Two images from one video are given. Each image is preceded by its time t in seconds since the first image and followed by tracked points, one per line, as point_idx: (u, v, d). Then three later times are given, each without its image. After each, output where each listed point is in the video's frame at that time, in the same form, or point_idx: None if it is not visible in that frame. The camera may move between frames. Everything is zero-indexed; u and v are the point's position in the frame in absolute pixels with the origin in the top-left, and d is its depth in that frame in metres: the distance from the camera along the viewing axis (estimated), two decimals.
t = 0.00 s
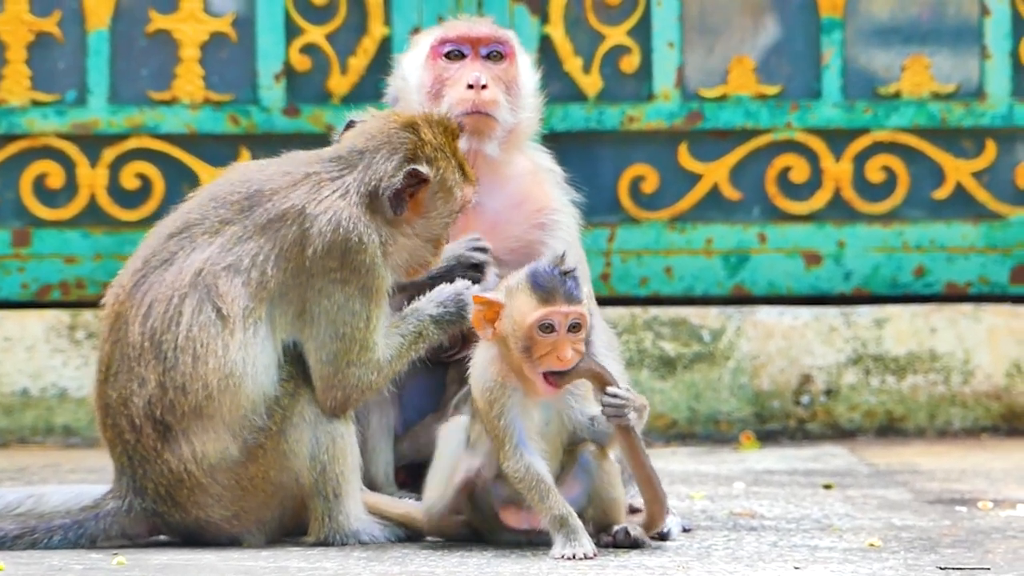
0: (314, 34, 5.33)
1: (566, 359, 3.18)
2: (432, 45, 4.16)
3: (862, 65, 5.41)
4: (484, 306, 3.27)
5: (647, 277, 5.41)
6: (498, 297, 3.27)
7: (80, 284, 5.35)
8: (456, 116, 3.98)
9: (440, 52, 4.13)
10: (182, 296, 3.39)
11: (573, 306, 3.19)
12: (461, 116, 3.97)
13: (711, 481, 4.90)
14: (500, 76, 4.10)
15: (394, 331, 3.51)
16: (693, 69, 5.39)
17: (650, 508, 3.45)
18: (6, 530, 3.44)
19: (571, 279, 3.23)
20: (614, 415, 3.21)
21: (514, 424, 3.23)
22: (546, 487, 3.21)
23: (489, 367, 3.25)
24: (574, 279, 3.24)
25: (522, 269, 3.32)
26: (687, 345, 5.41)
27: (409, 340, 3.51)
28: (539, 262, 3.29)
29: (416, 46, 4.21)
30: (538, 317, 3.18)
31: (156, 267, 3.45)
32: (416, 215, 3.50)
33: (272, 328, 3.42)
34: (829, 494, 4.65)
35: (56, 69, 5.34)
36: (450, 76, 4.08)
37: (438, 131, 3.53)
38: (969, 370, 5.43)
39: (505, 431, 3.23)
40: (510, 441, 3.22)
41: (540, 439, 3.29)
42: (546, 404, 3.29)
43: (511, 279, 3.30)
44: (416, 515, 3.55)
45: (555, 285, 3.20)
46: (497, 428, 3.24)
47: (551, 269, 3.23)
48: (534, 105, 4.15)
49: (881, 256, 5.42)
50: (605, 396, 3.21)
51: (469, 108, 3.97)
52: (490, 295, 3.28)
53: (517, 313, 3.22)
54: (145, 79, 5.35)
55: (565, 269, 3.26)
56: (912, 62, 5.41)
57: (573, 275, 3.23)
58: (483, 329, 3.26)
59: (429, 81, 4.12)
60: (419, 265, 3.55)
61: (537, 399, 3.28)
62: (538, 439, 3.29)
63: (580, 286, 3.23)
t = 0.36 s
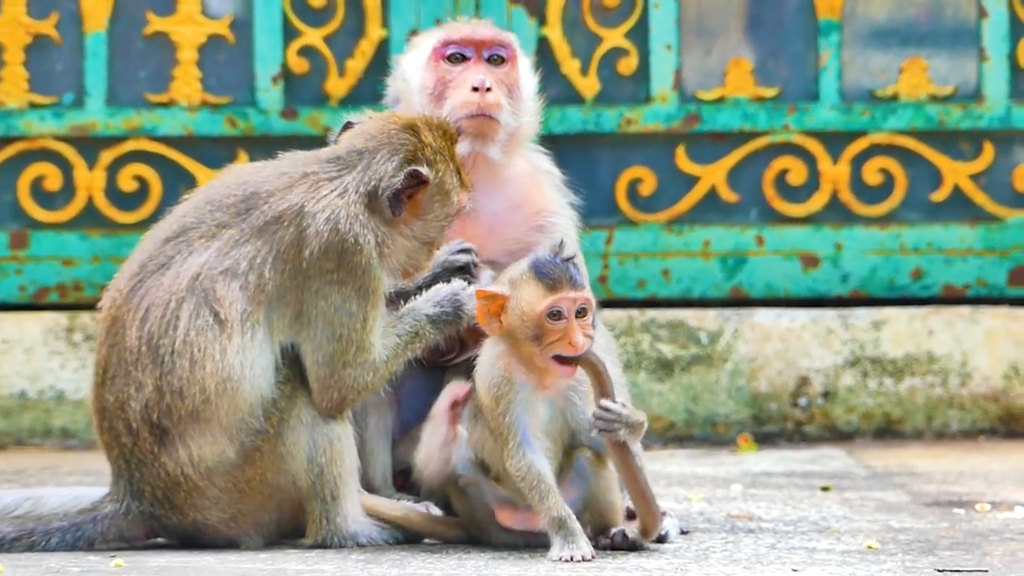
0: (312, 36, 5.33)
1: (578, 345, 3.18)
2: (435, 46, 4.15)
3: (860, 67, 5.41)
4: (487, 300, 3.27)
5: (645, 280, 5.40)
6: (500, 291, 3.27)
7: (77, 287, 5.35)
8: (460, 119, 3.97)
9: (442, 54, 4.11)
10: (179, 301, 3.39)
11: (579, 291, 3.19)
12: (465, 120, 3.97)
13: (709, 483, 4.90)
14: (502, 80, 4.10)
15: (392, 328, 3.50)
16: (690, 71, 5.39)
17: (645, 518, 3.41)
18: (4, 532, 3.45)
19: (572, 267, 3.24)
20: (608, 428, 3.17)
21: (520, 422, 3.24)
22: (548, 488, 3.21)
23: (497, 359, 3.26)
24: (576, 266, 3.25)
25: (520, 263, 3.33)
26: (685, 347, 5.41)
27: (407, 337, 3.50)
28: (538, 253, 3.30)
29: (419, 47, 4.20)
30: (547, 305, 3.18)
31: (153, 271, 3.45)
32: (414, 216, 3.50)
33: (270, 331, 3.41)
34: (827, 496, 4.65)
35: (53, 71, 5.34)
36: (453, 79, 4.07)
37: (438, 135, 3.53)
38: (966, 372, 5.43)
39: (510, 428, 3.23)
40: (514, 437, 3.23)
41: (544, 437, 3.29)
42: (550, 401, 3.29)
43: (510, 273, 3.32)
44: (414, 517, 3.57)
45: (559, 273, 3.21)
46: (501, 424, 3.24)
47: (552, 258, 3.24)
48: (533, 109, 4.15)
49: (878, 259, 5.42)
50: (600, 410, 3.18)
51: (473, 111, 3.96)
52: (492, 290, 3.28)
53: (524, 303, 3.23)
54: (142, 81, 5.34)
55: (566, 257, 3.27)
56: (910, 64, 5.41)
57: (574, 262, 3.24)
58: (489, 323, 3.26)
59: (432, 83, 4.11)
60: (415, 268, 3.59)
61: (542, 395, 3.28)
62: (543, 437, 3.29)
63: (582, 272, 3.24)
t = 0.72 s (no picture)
0: (309, 38, 5.33)
1: (585, 345, 3.17)
2: (428, 49, 4.14)
3: (857, 69, 5.41)
4: (507, 291, 3.33)
5: (642, 281, 5.40)
6: (521, 282, 3.32)
7: (74, 288, 5.35)
8: (453, 121, 3.99)
9: (435, 57, 4.11)
10: (177, 303, 3.39)
11: (590, 290, 3.18)
12: (457, 122, 3.98)
13: (706, 484, 4.90)
14: (496, 81, 4.10)
15: (389, 327, 3.50)
16: (687, 73, 5.39)
17: (637, 522, 3.44)
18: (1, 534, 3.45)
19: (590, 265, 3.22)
20: (598, 434, 3.19)
21: (532, 416, 3.24)
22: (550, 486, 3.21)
23: (516, 351, 3.25)
24: (595, 265, 3.22)
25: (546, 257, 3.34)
26: (682, 349, 5.41)
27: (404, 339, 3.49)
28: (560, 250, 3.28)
29: (413, 51, 4.20)
30: (555, 300, 3.18)
31: (151, 272, 3.45)
32: (413, 215, 3.50)
33: (268, 332, 3.41)
34: (824, 497, 4.65)
35: (50, 73, 5.34)
36: (446, 82, 4.07)
37: (434, 134, 3.54)
38: (964, 374, 5.43)
39: (522, 422, 3.23)
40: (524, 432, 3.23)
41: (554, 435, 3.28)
42: (564, 399, 3.27)
43: (533, 265, 3.32)
44: (414, 518, 3.57)
45: (572, 269, 3.20)
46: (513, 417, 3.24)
47: (569, 256, 3.23)
48: (529, 108, 4.16)
49: (875, 260, 5.42)
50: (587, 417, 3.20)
51: (466, 114, 3.97)
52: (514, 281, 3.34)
53: (536, 298, 3.23)
54: (139, 83, 5.35)
55: (587, 256, 3.25)
56: (907, 66, 5.42)
57: (592, 261, 3.22)
58: (506, 314, 3.33)
59: (426, 86, 4.11)
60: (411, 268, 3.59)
61: (557, 392, 3.27)
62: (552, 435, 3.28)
63: (600, 272, 3.21)
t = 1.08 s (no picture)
0: (308, 37, 5.33)
1: (575, 350, 3.15)
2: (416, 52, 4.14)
3: (856, 68, 5.41)
4: (502, 286, 3.30)
5: (642, 280, 5.40)
6: (517, 278, 3.29)
7: (74, 288, 5.36)
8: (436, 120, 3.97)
9: (421, 58, 4.10)
10: (175, 303, 3.39)
11: (585, 295, 3.15)
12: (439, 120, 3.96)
13: (705, 484, 4.90)
14: (482, 77, 4.08)
15: (408, 322, 3.54)
16: (686, 73, 5.39)
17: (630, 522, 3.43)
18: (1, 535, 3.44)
19: (588, 269, 3.19)
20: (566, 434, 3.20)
21: (523, 417, 3.21)
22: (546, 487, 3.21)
23: (508, 353, 3.23)
24: (593, 269, 3.19)
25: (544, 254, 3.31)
26: (682, 348, 5.40)
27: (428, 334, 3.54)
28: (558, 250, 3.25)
29: (404, 56, 4.21)
30: (549, 303, 3.15)
31: (148, 273, 3.45)
32: (408, 208, 3.52)
33: (267, 332, 3.42)
34: (824, 497, 4.65)
35: (49, 73, 5.34)
36: (432, 80, 4.05)
37: (427, 126, 3.57)
38: (963, 373, 5.42)
39: (513, 424, 3.21)
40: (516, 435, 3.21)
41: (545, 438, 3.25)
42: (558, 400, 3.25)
43: (531, 263, 3.28)
44: (414, 518, 3.53)
45: (569, 273, 3.17)
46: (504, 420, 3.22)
47: (568, 258, 3.19)
48: (521, 103, 4.13)
49: (875, 259, 5.42)
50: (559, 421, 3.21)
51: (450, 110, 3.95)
52: (509, 276, 3.31)
53: (531, 298, 3.21)
54: (138, 84, 5.35)
55: (586, 258, 3.21)
56: (906, 65, 5.41)
57: (591, 265, 3.18)
58: (500, 309, 3.30)
59: (414, 89, 4.10)
60: (409, 262, 3.61)
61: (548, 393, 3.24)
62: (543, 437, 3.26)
63: (598, 276, 3.18)
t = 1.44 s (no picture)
0: (309, 35, 5.33)
1: (566, 363, 3.14)
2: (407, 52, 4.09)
3: (856, 67, 5.41)
4: (496, 290, 3.29)
5: (643, 279, 5.40)
6: (511, 283, 3.28)
7: (74, 287, 5.35)
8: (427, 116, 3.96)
9: (413, 57, 4.05)
10: (173, 301, 3.38)
11: (579, 308, 3.11)
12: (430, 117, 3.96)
13: (706, 482, 4.90)
14: (473, 73, 4.06)
15: (417, 324, 3.54)
16: (687, 71, 5.39)
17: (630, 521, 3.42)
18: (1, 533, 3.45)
19: (583, 278, 3.15)
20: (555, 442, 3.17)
21: (517, 418, 3.24)
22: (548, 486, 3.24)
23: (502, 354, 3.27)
24: (588, 278, 3.14)
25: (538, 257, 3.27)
26: (682, 346, 5.40)
27: (435, 335, 3.54)
28: (554, 256, 3.22)
29: (396, 58, 4.15)
30: (543, 316, 3.13)
31: (145, 272, 3.45)
32: (401, 198, 3.53)
33: (265, 329, 3.42)
34: (825, 495, 4.65)
35: (50, 71, 5.34)
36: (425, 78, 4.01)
37: (419, 117, 3.59)
38: (964, 371, 5.42)
39: (507, 424, 3.24)
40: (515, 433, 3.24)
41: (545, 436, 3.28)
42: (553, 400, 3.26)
43: (525, 268, 3.26)
44: (414, 516, 3.56)
45: (563, 283, 3.12)
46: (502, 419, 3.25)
47: (563, 268, 3.15)
48: (515, 97, 4.11)
49: (875, 257, 5.42)
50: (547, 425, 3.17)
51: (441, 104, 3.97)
52: (504, 280, 3.30)
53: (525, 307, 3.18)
54: (139, 82, 5.35)
55: (581, 267, 3.16)
56: (907, 63, 5.41)
57: (585, 274, 3.14)
58: (494, 314, 3.30)
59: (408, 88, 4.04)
60: (405, 256, 3.62)
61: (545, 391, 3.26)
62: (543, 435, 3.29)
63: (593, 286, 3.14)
